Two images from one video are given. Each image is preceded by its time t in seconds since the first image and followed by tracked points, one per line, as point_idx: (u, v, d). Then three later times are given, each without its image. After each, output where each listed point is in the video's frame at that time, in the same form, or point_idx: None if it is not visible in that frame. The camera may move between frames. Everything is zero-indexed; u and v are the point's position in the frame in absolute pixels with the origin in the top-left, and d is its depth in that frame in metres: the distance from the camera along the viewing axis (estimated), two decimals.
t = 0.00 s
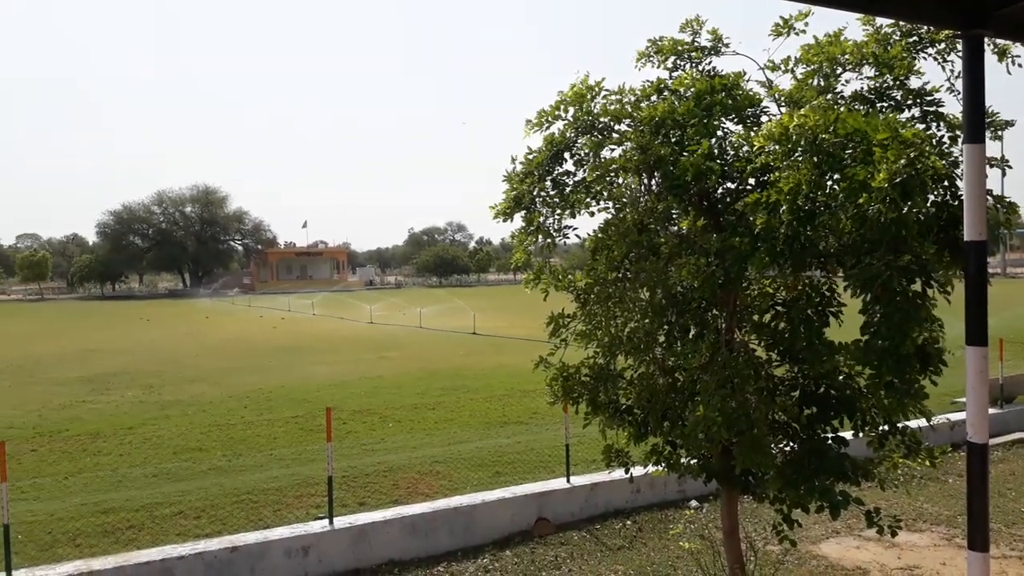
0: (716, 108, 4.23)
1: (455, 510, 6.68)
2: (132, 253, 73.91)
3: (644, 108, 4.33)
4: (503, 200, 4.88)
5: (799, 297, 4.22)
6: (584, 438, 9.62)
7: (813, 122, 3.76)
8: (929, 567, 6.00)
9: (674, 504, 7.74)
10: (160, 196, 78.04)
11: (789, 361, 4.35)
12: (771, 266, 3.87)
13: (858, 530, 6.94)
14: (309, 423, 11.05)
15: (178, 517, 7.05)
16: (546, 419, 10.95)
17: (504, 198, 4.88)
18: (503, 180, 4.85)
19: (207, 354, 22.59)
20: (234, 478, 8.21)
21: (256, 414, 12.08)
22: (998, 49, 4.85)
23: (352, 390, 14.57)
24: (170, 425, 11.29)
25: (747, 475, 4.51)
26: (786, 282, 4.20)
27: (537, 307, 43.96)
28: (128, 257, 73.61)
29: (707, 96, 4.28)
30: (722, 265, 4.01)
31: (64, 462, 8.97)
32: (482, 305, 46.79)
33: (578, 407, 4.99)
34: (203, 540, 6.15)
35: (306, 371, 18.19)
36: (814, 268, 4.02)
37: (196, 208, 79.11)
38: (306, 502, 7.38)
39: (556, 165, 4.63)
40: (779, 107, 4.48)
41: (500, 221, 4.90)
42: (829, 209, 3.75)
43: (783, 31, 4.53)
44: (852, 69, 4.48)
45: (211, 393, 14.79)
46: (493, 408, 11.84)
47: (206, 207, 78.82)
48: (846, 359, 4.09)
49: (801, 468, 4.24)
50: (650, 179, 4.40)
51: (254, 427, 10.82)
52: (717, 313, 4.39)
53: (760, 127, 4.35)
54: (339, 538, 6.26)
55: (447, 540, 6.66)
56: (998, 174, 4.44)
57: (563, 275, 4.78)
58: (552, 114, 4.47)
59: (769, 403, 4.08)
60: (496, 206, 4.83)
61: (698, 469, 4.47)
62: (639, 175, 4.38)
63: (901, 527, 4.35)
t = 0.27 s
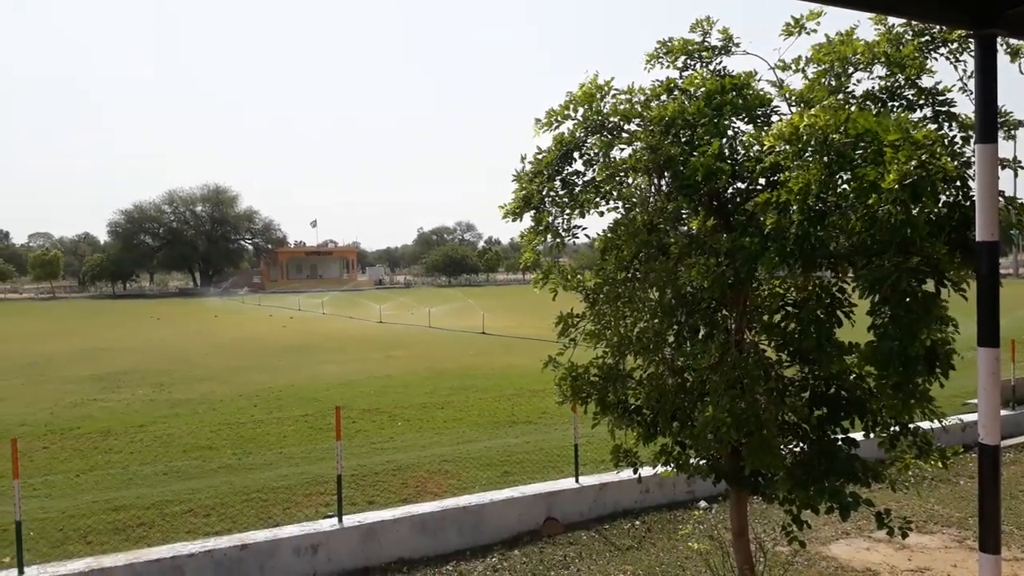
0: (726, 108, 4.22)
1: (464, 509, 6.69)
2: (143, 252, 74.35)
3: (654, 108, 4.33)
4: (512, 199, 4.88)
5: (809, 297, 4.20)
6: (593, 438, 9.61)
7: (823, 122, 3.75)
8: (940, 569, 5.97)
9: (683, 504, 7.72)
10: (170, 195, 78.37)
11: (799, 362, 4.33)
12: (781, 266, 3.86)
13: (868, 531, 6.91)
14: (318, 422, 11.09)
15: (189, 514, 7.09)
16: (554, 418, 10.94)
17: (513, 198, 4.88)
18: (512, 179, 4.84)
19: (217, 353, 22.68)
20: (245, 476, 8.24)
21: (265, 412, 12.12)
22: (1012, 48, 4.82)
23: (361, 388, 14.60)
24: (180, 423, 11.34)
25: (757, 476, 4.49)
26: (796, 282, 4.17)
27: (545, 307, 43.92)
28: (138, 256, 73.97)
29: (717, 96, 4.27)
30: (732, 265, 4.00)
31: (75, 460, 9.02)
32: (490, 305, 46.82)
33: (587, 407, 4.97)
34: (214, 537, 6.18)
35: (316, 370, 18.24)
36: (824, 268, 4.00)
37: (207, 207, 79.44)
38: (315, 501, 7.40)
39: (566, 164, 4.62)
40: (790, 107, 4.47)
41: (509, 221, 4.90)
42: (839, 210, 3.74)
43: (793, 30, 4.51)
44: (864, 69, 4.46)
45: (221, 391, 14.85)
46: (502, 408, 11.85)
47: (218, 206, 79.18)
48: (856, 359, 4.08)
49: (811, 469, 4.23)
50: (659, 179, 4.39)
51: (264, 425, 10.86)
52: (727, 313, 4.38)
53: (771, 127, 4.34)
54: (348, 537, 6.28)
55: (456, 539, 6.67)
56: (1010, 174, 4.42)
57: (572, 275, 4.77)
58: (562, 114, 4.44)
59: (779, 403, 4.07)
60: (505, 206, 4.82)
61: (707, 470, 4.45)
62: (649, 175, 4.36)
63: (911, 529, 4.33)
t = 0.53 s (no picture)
0: (743, 103, 4.20)
1: (480, 506, 6.69)
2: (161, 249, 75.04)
3: (670, 104, 4.30)
4: (527, 196, 4.86)
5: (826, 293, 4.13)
6: (608, 435, 9.60)
7: (841, 116, 3.72)
8: (959, 568, 5.92)
9: (699, 501, 7.69)
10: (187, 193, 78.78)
11: (817, 359, 4.30)
12: (798, 263, 3.84)
13: (887, 529, 6.86)
14: (335, 418, 11.14)
15: (207, 510, 7.14)
16: (570, 415, 10.94)
17: (528, 195, 4.86)
18: (527, 175, 4.82)
19: (234, 349, 22.84)
20: (262, 472, 8.29)
21: (281, 408, 12.18)
22: None
23: (376, 385, 14.64)
24: (198, 419, 11.43)
25: (774, 473, 4.48)
26: (812, 279, 4.09)
27: (559, 303, 43.88)
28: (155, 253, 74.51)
29: (733, 91, 4.25)
30: (749, 261, 3.98)
31: (94, 456, 9.11)
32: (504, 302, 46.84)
33: (603, 404, 4.95)
34: (232, 533, 6.23)
35: (332, 366, 18.33)
36: (841, 264, 3.95)
37: (224, 205, 79.97)
38: (332, 497, 7.43)
39: (581, 160, 4.59)
40: (807, 102, 4.44)
41: (524, 218, 4.88)
42: (856, 206, 3.69)
43: (811, 24, 4.46)
44: (882, 63, 4.42)
45: (238, 387, 14.95)
46: (517, 404, 11.85)
47: (234, 204, 79.69)
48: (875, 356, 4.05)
49: (829, 466, 4.20)
50: (675, 175, 4.35)
51: (281, 421, 10.93)
52: (744, 310, 4.37)
53: (788, 122, 4.31)
54: (365, 533, 6.30)
55: (473, 535, 6.68)
56: None
57: (588, 271, 4.75)
58: (577, 109, 4.38)
59: (797, 400, 4.05)
60: (520, 203, 4.80)
61: (724, 467, 4.43)
62: (665, 171, 4.32)
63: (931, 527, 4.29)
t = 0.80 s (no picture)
0: (769, 99, 4.17)
1: (504, 504, 6.69)
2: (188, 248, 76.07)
3: (696, 100, 4.28)
4: (551, 194, 4.85)
5: (855, 291, 4.06)
6: (633, 434, 9.56)
7: (870, 112, 3.66)
8: (992, 570, 5.82)
9: (725, 501, 7.63)
10: (216, 192, 79.71)
11: (845, 358, 4.25)
12: (827, 261, 3.79)
13: (917, 530, 6.77)
14: (359, 415, 11.20)
15: (234, 506, 7.21)
16: (594, 414, 10.91)
17: (551, 192, 4.85)
18: (551, 173, 4.81)
19: (259, 347, 23.06)
20: (288, 468, 8.36)
21: (307, 406, 12.27)
22: None
23: (400, 383, 14.69)
24: (225, 416, 11.56)
25: (802, 473, 4.44)
26: (841, 276, 4.05)
27: (581, 302, 43.78)
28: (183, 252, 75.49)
29: (759, 87, 4.21)
30: (776, 259, 3.94)
31: (124, 452, 9.23)
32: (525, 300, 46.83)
33: (628, 403, 4.92)
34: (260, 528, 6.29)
35: (356, 364, 18.44)
36: (870, 262, 3.88)
37: (250, 204, 80.74)
38: (358, 493, 7.47)
39: (605, 157, 4.56)
40: (834, 98, 4.39)
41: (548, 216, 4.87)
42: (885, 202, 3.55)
43: (838, 19, 4.42)
44: (912, 58, 4.36)
45: (264, 385, 15.09)
46: (541, 403, 11.84)
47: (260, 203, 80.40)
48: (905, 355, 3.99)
49: (858, 465, 4.16)
50: (700, 172, 4.31)
51: (307, 418, 11.01)
52: (771, 308, 4.33)
53: (815, 118, 4.26)
54: (390, 529, 6.32)
55: (498, 533, 6.69)
56: None
57: (612, 269, 4.72)
58: (601, 107, 4.35)
59: (825, 399, 4.00)
60: (543, 201, 4.79)
61: (751, 466, 4.40)
62: (690, 168, 4.29)
63: (963, 528, 4.23)
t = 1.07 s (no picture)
0: (807, 96, 4.09)
1: (535, 502, 6.70)
2: (226, 245, 77.40)
3: (732, 98, 4.23)
4: (584, 192, 4.83)
5: (894, 292, 3.99)
6: (665, 434, 9.51)
7: (912, 109, 3.56)
8: None
9: (758, 503, 7.55)
10: (252, 190, 81.13)
11: (882, 360, 4.17)
12: (865, 261, 3.72)
13: (956, 537, 6.64)
14: (392, 411, 11.29)
15: (268, 499, 7.30)
16: (625, 414, 10.87)
17: (585, 190, 4.83)
18: (584, 171, 4.79)
19: (293, 343, 23.36)
20: (321, 463, 8.45)
21: (339, 401, 12.39)
22: None
23: (431, 380, 14.77)
24: (261, 410, 11.73)
25: (837, 476, 4.38)
26: (879, 276, 3.98)
27: (612, 301, 43.59)
28: (220, 249, 76.83)
29: (798, 84, 4.15)
30: (813, 259, 3.88)
31: (162, 444, 9.41)
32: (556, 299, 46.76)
33: (660, 403, 4.89)
34: (293, 522, 6.37)
35: (388, 360, 18.58)
36: (909, 263, 3.80)
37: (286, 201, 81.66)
38: (389, 489, 7.52)
39: (639, 155, 4.53)
40: (874, 95, 4.31)
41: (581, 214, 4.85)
42: (928, 201, 3.45)
43: (879, 15, 4.33)
44: (955, 55, 4.26)
45: (299, 380, 15.28)
46: (572, 402, 11.83)
47: (296, 200, 81.35)
48: (945, 358, 3.89)
49: (895, 470, 4.09)
50: (737, 170, 4.26)
51: (340, 414, 11.13)
52: (807, 309, 4.26)
53: (855, 116, 4.19)
54: (421, 525, 6.36)
55: (528, 531, 6.70)
56: None
57: (646, 268, 4.75)
58: (636, 105, 4.32)
59: (862, 402, 3.93)
60: (577, 199, 4.77)
61: (785, 469, 4.35)
62: (726, 166, 4.24)
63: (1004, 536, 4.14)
